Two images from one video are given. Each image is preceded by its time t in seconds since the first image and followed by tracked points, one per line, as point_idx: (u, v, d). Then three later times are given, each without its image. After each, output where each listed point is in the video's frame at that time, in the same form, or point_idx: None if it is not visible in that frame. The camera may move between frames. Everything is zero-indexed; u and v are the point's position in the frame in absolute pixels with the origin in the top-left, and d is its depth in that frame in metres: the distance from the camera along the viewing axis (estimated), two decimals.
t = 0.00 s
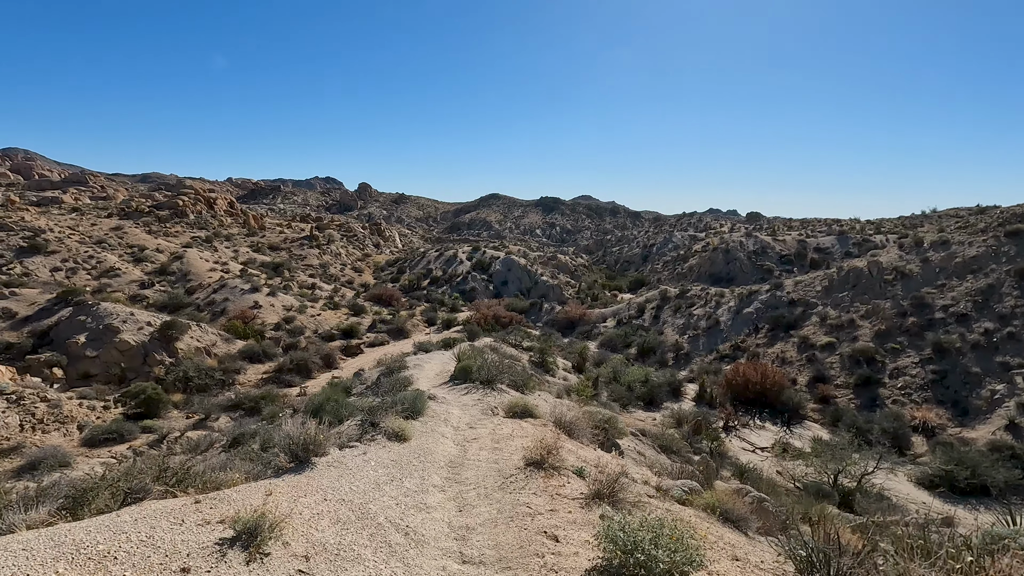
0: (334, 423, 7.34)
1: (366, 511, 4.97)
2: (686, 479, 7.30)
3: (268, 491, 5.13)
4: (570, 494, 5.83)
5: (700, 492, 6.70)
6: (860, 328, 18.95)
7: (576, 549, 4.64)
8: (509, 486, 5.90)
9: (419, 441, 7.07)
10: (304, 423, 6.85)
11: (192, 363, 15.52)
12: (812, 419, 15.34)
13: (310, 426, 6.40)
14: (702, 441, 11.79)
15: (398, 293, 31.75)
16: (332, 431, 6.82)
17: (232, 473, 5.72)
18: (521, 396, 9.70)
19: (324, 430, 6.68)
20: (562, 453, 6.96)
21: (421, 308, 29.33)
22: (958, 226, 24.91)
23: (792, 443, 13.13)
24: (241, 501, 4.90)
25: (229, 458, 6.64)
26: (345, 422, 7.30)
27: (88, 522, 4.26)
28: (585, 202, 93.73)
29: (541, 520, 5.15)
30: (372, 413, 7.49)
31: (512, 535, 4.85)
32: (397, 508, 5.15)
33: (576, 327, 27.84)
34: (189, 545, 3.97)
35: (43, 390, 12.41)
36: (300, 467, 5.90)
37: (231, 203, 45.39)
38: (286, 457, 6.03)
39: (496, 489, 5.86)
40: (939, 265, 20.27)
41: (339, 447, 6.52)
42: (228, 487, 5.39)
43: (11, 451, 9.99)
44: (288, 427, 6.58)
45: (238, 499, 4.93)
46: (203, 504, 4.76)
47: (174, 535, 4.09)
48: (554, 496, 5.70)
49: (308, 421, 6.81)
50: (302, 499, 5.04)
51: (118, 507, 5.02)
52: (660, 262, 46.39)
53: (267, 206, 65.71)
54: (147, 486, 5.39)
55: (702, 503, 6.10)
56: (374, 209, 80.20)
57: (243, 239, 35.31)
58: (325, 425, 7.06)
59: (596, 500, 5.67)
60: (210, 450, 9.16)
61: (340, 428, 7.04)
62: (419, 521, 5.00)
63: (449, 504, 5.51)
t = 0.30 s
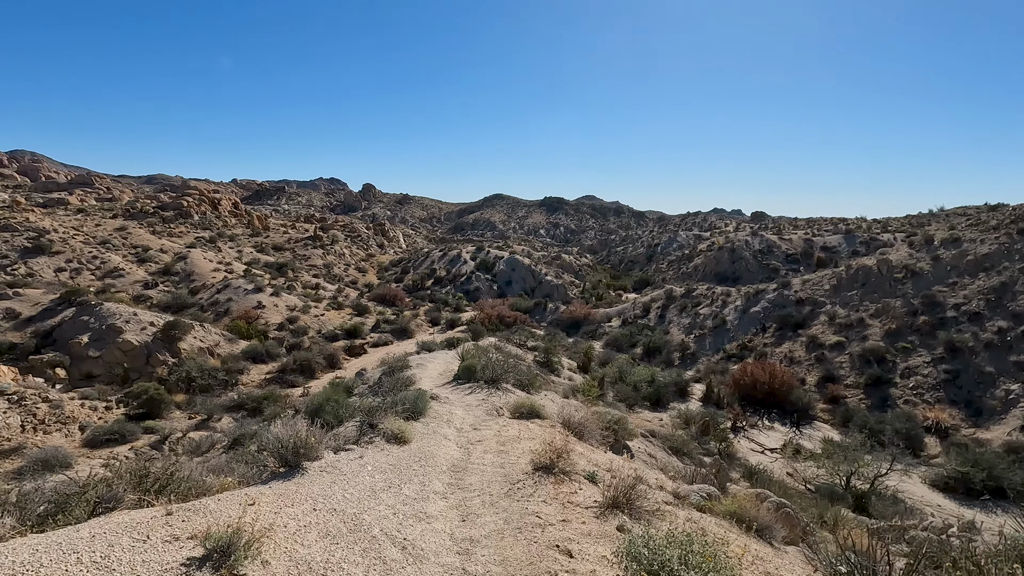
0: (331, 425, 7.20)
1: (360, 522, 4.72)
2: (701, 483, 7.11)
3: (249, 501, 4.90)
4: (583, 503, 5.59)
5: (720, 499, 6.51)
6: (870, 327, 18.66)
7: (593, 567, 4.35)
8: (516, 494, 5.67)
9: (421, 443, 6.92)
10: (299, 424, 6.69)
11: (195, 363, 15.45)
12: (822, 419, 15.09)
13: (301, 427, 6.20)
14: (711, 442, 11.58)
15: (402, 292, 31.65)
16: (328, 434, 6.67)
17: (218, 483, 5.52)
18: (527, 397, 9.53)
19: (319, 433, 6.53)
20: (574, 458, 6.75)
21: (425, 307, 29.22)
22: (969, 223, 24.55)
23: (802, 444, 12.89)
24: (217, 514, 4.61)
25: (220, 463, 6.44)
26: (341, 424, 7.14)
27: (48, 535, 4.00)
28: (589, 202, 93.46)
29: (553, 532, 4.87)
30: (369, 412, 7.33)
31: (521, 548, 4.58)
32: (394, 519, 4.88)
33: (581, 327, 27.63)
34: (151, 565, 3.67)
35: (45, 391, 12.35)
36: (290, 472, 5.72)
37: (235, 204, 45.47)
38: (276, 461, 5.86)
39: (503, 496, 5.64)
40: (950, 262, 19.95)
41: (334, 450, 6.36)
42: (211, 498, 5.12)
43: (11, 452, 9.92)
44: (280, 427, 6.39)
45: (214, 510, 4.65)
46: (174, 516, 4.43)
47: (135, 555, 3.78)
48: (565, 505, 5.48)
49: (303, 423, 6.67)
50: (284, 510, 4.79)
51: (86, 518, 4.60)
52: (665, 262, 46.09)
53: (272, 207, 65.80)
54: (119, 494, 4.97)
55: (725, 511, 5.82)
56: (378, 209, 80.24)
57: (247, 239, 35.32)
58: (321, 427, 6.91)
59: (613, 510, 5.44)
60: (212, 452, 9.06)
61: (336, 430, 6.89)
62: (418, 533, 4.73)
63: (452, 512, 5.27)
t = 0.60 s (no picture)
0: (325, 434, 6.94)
1: (348, 546, 4.24)
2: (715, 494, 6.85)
3: (224, 523, 4.36)
4: (595, 520, 5.25)
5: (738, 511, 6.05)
6: (877, 327, 18.43)
7: None
8: (520, 510, 5.30)
9: (419, 452, 6.63)
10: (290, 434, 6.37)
11: (196, 365, 15.32)
12: (829, 421, 14.87)
13: (287, 435, 5.75)
14: (717, 445, 11.37)
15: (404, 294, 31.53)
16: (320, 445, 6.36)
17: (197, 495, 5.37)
18: (533, 400, 9.33)
19: (311, 444, 6.23)
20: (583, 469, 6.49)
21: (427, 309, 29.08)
22: (975, 223, 24.30)
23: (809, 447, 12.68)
24: (185, 541, 4.03)
25: (206, 475, 6.17)
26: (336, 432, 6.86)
27: None
28: (591, 203, 93.36)
29: (563, 554, 4.51)
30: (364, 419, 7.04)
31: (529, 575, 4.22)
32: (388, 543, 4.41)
33: (583, 328, 27.44)
34: None
35: (42, 393, 12.22)
36: (274, 487, 5.29)
37: (237, 206, 45.46)
38: (258, 473, 5.46)
39: (508, 512, 5.26)
40: (957, 262, 19.72)
41: (325, 461, 6.00)
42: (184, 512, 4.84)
43: (7, 455, 9.80)
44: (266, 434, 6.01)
45: (182, 536, 4.07)
46: (133, 545, 3.86)
47: None
48: (575, 524, 5.13)
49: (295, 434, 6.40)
50: (262, 534, 4.24)
51: (44, 540, 4.19)
52: (667, 263, 45.88)
53: (274, 209, 65.75)
54: (80, 514, 4.52)
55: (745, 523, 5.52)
56: (380, 210, 80.21)
57: (248, 241, 35.25)
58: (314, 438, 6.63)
59: (628, 528, 5.10)
60: (209, 456, 8.91)
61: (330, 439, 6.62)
62: (415, 558, 4.25)
63: (452, 531, 4.85)
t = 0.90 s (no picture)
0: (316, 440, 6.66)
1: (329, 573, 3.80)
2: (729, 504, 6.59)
3: (188, 548, 3.82)
4: (606, 540, 4.79)
5: (760, 523, 5.77)
6: (885, 328, 18.16)
7: None
8: (524, 526, 4.86)
9: (415, 460, 6.30)
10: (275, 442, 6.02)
11: (197, 365, 15.22)
12: (837, 423, 14.65)
13: (265, 444, 5.30)
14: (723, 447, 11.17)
15: (406, 293, 31.42)
16: (308, 453, 6.04)
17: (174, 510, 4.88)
18: (538, 404, 9.12)
19: (297, 453, 5.90)
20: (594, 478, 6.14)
21: (429, 308, 28.95)
22: (985, 222, 23.96)
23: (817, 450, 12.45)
24: (139, 572, 3.52)
25: (187, 485, 5.80)
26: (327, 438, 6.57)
27: None
28: (594, 203, 93.05)
29: None
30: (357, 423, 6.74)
31: None
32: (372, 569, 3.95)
33: (587, 328, 27.24)
34: None
35: (41, 392, 12.13)
36: (251, 502, 4.82)
37: (240, 206, 45.47)
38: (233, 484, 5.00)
39: (511, 528, 4.84)
40: (967, 262, 19.41)
41: (311, 472, 5.65)
42: (154, 530, 4.35)
43: (5, 456, 9.70)
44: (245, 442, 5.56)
45: (135, 565, 3.54)
46: None
47: None
48: (584, 541, 4.68)
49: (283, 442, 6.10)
50: (231, 561, 3.75)
51: None
52: (670, 263, 45.62)
53: (277, 209, 65.76)
54: (32, 536, 4.11)
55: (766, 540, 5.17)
56: (383, 210, 80.19)
57: (251, 240, 35.22)
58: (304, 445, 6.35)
59: (642, 550, 4.69)
60: (207, 458, 8.79)
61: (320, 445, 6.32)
62: None
63: (448, 552, 4.42)
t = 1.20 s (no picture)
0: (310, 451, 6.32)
1: None
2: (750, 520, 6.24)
3: None
4: (626, 570, 4.18)
5: (787, 543, 5.27)
6: (893, 330, 17.91)
7: None
8: (534, 554, 4.29)
9: (415, 474, 5.85)
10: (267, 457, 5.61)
11: (198, 367, 15.11)
12: (846, 427, 14.41)
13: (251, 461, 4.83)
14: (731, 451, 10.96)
15: (409, 295, 31.32)
16: (300, 468, 5.63)
17: (154, 530, 4.59)
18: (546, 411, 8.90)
19: (288, 467, 5.50)
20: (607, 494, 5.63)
21: (432, 310, 28.82)
22: (994, 223, 23.67)
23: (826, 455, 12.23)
24: None
25: (171, 502, 5.40)
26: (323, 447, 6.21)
27: None
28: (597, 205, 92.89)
29: None
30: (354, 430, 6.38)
31: None
32: None
33: (590, 330, 27.05)
34: None
35: (40, 395, 12.03)
36: (234, 526, 4.33)
37: (244, 207, 45.60)
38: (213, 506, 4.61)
39: (519, 556, 4.27)
40: (977, 263, 19.16)
41: (301, 489, 5.22)
42: (129, 558, 3.92)
43: (4, 459, 9.61)
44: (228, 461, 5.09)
45: None
46: None
47: None
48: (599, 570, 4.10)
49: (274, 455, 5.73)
50: None
51: None
52: (674, 264, 45.44)
53: (281, 210, 65.92)
54: None
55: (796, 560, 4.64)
56: (386, 211, 80.29)
57: (254, 241, 35.24)
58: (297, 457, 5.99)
59: None
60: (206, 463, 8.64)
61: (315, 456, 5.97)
62: None
63: None
